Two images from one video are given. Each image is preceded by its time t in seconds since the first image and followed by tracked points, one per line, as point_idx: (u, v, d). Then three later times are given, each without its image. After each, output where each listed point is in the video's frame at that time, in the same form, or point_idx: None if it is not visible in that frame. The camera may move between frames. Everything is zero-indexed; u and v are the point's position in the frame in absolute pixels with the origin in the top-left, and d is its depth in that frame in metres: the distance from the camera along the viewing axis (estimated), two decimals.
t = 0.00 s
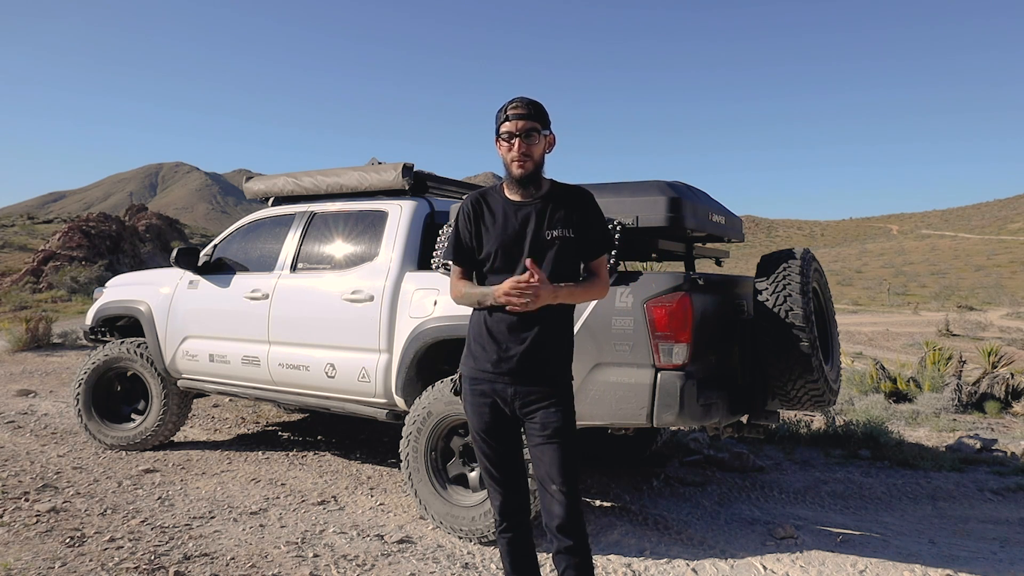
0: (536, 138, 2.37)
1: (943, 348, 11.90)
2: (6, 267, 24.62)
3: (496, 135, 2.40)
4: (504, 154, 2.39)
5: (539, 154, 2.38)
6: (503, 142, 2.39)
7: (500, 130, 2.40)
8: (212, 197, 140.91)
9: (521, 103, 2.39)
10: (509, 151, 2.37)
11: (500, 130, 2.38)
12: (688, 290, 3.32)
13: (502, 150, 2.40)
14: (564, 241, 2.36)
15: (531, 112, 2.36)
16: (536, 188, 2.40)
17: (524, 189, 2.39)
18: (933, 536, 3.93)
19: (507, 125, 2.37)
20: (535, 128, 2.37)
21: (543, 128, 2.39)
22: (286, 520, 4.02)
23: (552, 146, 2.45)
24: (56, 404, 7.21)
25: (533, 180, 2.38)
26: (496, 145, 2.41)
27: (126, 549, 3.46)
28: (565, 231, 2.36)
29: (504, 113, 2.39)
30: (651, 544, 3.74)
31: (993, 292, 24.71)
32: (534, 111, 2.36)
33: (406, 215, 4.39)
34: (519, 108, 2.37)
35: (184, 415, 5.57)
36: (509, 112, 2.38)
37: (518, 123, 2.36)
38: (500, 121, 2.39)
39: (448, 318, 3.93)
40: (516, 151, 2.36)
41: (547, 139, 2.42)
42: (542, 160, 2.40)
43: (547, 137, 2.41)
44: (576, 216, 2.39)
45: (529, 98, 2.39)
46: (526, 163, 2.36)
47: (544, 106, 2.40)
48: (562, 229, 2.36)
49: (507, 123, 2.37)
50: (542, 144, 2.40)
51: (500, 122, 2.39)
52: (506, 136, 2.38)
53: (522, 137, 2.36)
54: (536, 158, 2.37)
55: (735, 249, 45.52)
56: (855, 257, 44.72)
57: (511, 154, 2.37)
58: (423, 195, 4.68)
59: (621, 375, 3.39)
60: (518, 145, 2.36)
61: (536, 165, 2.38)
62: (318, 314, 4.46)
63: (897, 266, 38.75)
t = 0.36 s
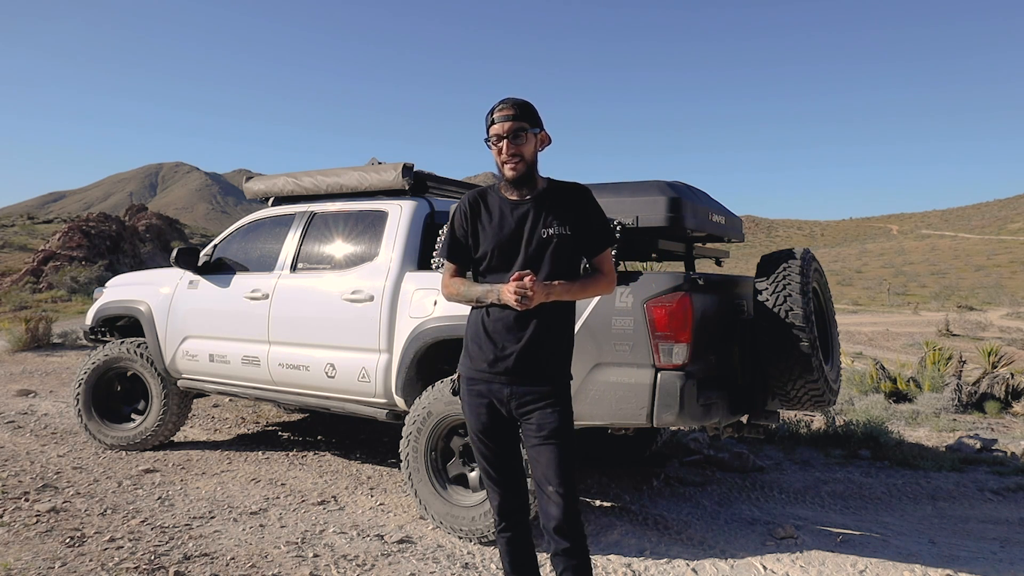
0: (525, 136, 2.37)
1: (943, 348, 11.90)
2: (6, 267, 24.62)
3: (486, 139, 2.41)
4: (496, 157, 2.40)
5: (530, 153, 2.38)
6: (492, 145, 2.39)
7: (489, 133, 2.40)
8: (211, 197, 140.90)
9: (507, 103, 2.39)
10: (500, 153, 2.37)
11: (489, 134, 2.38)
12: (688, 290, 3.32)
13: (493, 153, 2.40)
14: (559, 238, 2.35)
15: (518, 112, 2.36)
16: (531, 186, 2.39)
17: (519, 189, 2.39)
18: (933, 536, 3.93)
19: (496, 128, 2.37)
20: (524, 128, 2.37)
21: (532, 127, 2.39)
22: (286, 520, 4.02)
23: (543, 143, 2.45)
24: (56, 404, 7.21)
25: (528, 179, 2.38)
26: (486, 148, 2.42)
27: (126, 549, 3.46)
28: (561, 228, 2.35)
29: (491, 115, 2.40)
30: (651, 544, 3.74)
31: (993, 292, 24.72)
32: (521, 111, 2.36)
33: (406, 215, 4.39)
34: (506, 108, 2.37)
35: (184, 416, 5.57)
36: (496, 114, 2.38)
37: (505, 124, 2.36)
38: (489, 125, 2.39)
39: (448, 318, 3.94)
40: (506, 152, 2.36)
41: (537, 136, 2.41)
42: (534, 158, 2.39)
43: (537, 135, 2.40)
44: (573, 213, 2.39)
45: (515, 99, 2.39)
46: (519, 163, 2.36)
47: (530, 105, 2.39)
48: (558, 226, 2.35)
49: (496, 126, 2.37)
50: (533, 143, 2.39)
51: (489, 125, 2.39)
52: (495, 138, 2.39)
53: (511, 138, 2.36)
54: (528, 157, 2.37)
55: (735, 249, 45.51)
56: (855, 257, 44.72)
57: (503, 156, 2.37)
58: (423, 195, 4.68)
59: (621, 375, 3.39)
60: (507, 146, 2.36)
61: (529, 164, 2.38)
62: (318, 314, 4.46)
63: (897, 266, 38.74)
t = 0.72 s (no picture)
0: (522, 137, 2.36)
1: (943, 348, 11.90)
2: (6, 267, 24.62)
3: (484, 140, 2.40)
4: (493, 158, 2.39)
5: (528, 154, 2.37)
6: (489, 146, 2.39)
7: (486, 135, 2.39)
8: (211, 197, 140.90)
9: (503, 104, 2.38)
10: (498, 154, 2.36)
11: (487, 136, 2.37)
12: (688, 290, 3.32)
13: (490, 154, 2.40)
14: (557, 238, 2.35)
15: (515, 112, 2.35)
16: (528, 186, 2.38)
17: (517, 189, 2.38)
18: (933, 536, 3.93)
19: (493, 129, 2.36)
20: (521, 129, 2.36)
21: (529, 127, 2.38)
22: (286, 519, 4.02)
23: (540, 142, 2.44)
24: (56, 404, 7.21)
25: (526, 179, 2.37)
26: (484, 149, 2.41)
27: (126, 549, 3.46)
28: (558, 228, 2.35)
29: (487, 116, 2.39)
30: (651, 544, 3.74)
31: (993, 292, 24.72)
32: (517, 111, 2.35)
33: (406, 215, 4.39)
34: (503, 109, 2.36)
35: (184, 416, 5.57)
36: (493, 115, 2.37)
37: (502, 125, 2.35)
38: (486, 126, 2.38)
39: (448, 318, 3.94)
40: (505, 153, 2.35)
41: (534, 137, 2.41)
42: (532, 159, 2.39)
43: (534, 135, 2.39)
44: (571, 213, 2.38)
45: (512, 99, 2.38)
46: (517, 164, 2.35)
47: (527, 105, 2.39)
48: (555, 226, 2.35)
49: (493, 127, 2.36)
50: (530, 143, 2.38)
51: (486, 127, 2.38)
52: (493, 140, 2.37)
53: (509, 139, 2.35)
54: (526, 158, 2.36)
55: (735, 249, 45.51)
56: (855, 257, 44.72)
57: (501, 158, 2.36)
58: (423, 195, 4.68)
59: (621, 375, 3.39)
60: (505, 147, 2.35)
61: (526, 165, 2.37)
62: (318, 314, 4.46)
63: (897, 266, 38.74)
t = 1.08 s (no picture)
0: (525, 142, 2.36)
1: (943, 348, 11.91)
2: (6, 267, 24.62)
3: (489, 134, 2.40)
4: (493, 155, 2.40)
5: (527, 159, 2.37)
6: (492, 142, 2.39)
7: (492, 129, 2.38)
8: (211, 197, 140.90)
9: (514, 103, 2.37)
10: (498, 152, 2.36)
11: (492, 130, 2.37)
12: (688, 290, 3.32)
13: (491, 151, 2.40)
14: (557, 239, 2.35)
15: (525, 116, 2.35)
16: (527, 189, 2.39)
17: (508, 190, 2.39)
18: (933, 536, 3.93)
19: (499, 126, 2.36)
20: (527, 134, 2.36)
21: (535, 134, 2.37)
22: (286, 519, 4.02)
23: (544, 151, 2.44)
24: (55, 404, 7.20)
25: (519, 184, 2.38)
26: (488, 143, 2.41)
27: (126, 549, 3.46)
28: (558, 229, 2.35)
29: (496, 112, 2.39)
30: (651, 544, 3.74)
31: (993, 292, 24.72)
32: (527, 115, 2.35)
33: (406, 215, 4.39)
34: (514, 109, 2.35)
35: (184, 416, 5.57)
36: (503, 112, 2.36)
37: (507, 125, 2.35)
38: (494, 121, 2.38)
39: (448, 318, 3.94)
40: (505, 154, 2.35)
41: (539, 144, 2.41)
42: (530, 165, 2.39)
43: (537, 142, 2.38)
44: (570, 214, 2.39)
45: (526, 101, 2.38)
46: (512, 167, 2.36)
47: (538, 111, 2.38)
48: (555, 227, 2.35)
49: (500, 124, 2.36)
50: (532, 150, 2.38)
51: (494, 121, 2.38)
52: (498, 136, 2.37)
53: (512, 141, 2.35)
54: (524, 164, 2.37)
55: (735, 249, 45.51)
56: (856, 257, 44.72)
57: (499, 156, 2.36)
58: (423, 195, 4.68)
59: (621, 375, 3.39)
60: (505, 149, 2.35)
61: (523, 170, 2.37)
62: (318, 314, 4.46)
63: (897, 266, 38.74)
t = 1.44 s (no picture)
0: (545, 145, 2.37)
1: (944, 348, 11.91)
2: (6, 267, 24.62)
3: (506, 133, 2.37)
4: (510, 154, 2.38)
5: (543, 161, 2.39)
6: (510, 140, 2.37)
7: (510, 128, 2.37)
8: (211, 197, 140.89)
9: (535, 104, 2.35)
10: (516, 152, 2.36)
11: (510, 130, 2.35)
12: (688, 291, 3.32)
13: (508, 150, 2.38)
14: (559, 242, 2.35)
15: (546, 119, 2.35)
16: (535, 192, 2.40)
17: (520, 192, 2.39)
18: (933, 536, 3.93)
19: (519, 127, 2.35)
20: (546, 136, 2.36)
21: (552, 136, 2.39)
22: (286, 519, 4.02)
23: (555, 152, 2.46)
24: (55, 404, 7.20)
25: (532, 185, 2.39)
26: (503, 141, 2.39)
27: (126, 549, 3.46)
28: (560, 232, 2.36)
29: (516, 110, 2.35)
30: (651, 544, 3.74)
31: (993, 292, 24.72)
32: (547, 117, 2.35)
33: (406, 215, 4.39)
34: (534, 110, 2.35)
35: (183, 416, 5.57)
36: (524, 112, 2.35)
37: (530, 126, 2.34)
38: (512, 120, 2.36)
39: (448, 318, 3.94)
40: (523, 154, 2.35)
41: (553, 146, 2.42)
42: (544, 167, 2.40)
43: (555, 146, 2.41)
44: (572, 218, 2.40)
45: (544, 103, 2.38)
46: (529, 168, 2.36)
47: (554, 114, 2.40)
48: (558, 230, 2.35)
49: (518, 124, 2.35)
50: (548, 152, 2.40)
51: (512, 120, 2.36)
52: (516, 136, 2.36)
53: (531, 142, 2.35)
54: (540, 165, 2.38)
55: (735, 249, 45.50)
56: (856, 257, 44.73)
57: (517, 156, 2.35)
58: (423, 195, 4.68)
59: (620, 375, 3.39)
60: (526, 150, 2.35)
61: (538, 171, 2.39)
62: (318, 314, 4.46)
63: (897, 266, 38.74)
